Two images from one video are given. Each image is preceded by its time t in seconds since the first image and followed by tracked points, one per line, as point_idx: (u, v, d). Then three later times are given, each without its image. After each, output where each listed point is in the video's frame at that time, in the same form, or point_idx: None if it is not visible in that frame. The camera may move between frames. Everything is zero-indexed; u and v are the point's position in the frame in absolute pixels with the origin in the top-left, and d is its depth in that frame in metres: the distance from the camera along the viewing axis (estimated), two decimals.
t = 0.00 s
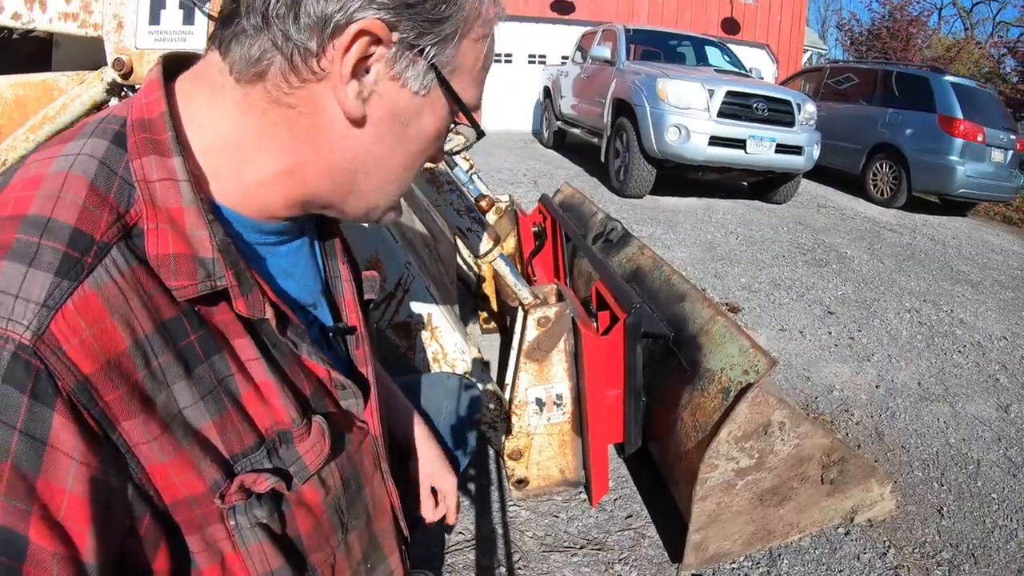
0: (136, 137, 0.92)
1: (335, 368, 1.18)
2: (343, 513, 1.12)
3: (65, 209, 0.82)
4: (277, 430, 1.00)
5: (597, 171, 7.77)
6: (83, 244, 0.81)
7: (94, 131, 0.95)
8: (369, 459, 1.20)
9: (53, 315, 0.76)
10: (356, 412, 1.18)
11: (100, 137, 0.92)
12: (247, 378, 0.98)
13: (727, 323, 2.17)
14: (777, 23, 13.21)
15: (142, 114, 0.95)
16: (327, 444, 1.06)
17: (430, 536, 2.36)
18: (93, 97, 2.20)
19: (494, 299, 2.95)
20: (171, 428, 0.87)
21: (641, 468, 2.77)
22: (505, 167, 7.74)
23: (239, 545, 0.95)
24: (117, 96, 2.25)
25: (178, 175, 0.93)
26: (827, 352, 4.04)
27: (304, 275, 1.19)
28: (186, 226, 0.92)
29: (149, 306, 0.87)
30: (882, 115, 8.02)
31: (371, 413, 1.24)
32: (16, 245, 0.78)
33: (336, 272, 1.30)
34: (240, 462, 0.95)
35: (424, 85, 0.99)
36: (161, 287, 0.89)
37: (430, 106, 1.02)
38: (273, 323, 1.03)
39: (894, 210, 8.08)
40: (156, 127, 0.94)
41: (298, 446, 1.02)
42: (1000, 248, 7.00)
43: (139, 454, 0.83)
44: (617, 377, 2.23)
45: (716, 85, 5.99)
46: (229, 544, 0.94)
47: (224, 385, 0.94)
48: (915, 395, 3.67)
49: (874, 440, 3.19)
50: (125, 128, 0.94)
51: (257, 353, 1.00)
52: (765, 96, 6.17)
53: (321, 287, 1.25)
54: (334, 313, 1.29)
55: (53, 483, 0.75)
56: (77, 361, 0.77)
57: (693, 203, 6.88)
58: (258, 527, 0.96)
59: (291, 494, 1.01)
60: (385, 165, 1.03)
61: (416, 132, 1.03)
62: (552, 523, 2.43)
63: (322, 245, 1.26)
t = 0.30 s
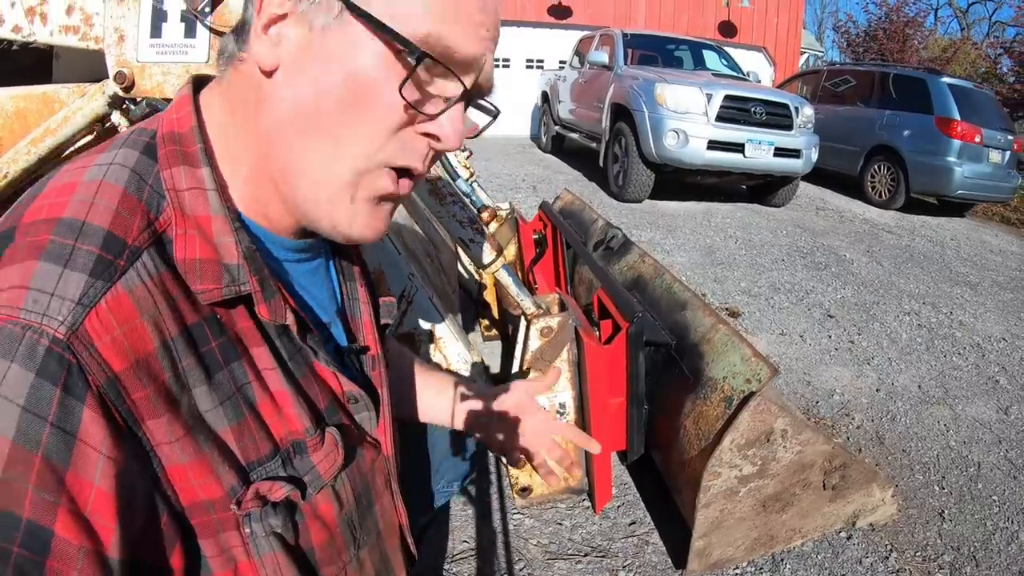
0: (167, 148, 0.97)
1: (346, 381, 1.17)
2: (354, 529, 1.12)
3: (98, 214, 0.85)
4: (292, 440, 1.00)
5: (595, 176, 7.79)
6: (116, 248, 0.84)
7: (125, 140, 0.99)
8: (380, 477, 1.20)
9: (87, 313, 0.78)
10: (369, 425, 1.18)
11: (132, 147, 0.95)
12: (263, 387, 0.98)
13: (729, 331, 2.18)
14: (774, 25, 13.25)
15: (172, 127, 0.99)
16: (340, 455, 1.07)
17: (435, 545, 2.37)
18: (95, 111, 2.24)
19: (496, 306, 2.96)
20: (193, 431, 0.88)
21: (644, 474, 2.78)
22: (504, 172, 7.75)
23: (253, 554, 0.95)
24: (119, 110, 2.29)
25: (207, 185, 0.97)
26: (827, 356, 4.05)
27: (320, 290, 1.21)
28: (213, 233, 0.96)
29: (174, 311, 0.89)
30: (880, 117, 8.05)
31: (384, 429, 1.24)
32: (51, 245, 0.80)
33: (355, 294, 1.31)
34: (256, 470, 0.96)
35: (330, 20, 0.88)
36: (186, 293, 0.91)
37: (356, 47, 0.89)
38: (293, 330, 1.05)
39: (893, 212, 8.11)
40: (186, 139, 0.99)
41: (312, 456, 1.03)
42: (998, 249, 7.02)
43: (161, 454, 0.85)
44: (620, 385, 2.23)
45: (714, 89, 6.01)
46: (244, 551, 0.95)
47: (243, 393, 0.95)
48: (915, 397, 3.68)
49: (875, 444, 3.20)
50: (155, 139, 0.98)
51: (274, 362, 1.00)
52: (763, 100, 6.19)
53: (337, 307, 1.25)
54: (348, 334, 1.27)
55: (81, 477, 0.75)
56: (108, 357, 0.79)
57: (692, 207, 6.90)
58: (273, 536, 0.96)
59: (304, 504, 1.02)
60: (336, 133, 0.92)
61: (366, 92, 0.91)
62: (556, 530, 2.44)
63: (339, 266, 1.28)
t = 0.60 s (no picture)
0: (197, 170, 1.00)
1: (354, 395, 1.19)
2: (360, 546, 1.14)
3: (133, 234, 0.88)
4: (302, 458, 1.03)
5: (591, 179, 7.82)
6: (150, 269, 0.87)
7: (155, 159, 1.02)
8: (388, 497, 1.22)
9: (123, 331, 0.81)
10: (378, 445, 1.21)
11: (163, 167, 0.98)
12: (279, 406, 1.01)
13: (724, 337, 2.21)
14: (768, 28, 13.29)
15: (202, 149, 1.03)
16: (348, 472, 1.10)
17: (434, 550, 2.38)
18: (94, 120, 2.25)
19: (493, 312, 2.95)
20: (216, 448, 0.90)
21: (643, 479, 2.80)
22: (501, 176, 7.77)
23: (264, 569, 0.97)
24: (119, 119, 2.30)
25: (234, 210, 1.00)
26: (823, 359, 4.08)
27: (336, 319, 1.22)
28: (238, 258, 0.99)
29: (202, 331, 0.92)
30: (874, 120, 8.09)
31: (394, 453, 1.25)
32: (86, 263, 0.83)
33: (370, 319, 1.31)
34: (269, 484, 0.98)
35: (295, 46, 0.96)
36: (212, 316, 0.94)
37: (315, 71, 0.94)
38: (309, 356, 1.07)
39: (888, 214, 8.15)
40: (216, 162, 1.03)
41: (321, 473, 1.05)
42: (992, 250, 7.06)
43: (185, 468, 0.87)
44: (618, 392, 2.25)
45: (710, 93, 6.04)
46: (256, 566, 0.96)
47: (261, 412, 0.98)
48: (911, 400, 3.71)
49: (871, 446, 3.23)
50: (185, 160, 1.02)
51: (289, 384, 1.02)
52: (759, 104, 6.20)
53: (352, 334, 1.26)
54: (362, 361, 1.28)
55: (111, 488, 0.79)
56: (142, 375, 0.82)
57: (688, 211, 6.93)
58: (283, 550, 0.98)
59: (313, 519, 1.05)
60: (300, 156, 0.96)
61: (328, 116, 0.95)
62: (554, 535, 2.46)
63: (352, 295, 1.28)
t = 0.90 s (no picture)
0: (192, 195, 1.06)
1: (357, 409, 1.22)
2: (360, 555, 1.15)
3: (132, 261, 0.91)
4: (303, 472, 1.05)
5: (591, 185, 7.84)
6: (150, 294, 0.90)
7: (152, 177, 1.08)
8: (389, 505, 1.23)
9: (123, 359, 0.83)
10: (381, 454, 1.24)
11: (159, 190, 1.03)
12: (279, 422, 1.04)
13: (719, 343, 2.22)
14: (768, 33, 13.33)
15: (193, 172, 1.09)
16: (348, 485, 1.11)
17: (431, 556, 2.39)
18: (94, 129, 2.26)
19: (491, 318, 2.97)
20: (218, 468, 0.92)
21: (640, 485, 2.80)
22: (500, 183, 7.79)
23: None
24: (118, 128, 2.31)
25: (230, 234, 1.05)
26: (821, 364, 4.09)
27: (338, 338, 1.26)
28: (237, 281, 1.04)
29: (202, 354, 0.95)
30: (873, 125, 8.11)
31: (394, 462, 1.26)
32: (87, 288, 0.86)
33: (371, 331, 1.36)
34: (269, 498, 1.00)
35: (241, 93, 0.98)
36: (211, 340, 0.98)
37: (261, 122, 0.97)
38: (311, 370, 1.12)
39: (887, 218, 8.16)
40: (209, 186, 1.08)
41: (322, 486, 1.07)
42: (992, 253, 7.07)
43: (186, 488, 0.89)
44: (613, 397, 2.28)
45: (708, 99, 6.06)
46: None
47: (261, 429, 1.01)
48: (909, 404, 3.71)
49: (869, 451, 3.23)
50: (180, 181, 1.07)
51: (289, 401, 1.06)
52: (757, 109, 6.24)
53: (354, 350, 1.30)
54: (363, 375, 1.31)
55: (111, 509, 0.80)
56: (142, 402, 0.84)
57: (688, 217, 6.95)
58: (284, 561, 0.99)
59: (313, 530, 1.06)
60: (272, 196, 1.00)
61: (288, 164, 0.98)
62: (551, 540, 2.47)
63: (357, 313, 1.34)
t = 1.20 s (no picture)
0: (206, 195, 1.10)
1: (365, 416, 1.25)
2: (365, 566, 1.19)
3: (139, 264, 0.96)
4: (311, 482, 1.10)
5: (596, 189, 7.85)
6: (156, 301, 0.95)
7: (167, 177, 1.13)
8: (393, 512, 1.27)
9: (126, 366, 0.88)
10: (389, 463, 1.27)
11: (172, 190, 1.08)
12: (288, 431, 1.09)
13: (724, 344, 2.23)
14: (774, 37, 13.33)
15: (209, 171, 1.14)
16: (356, 496, 1.16)
17: (435, 558, 2.39)
18: (102, 128, 2.27)
19: (497, 320, 2.98)
20: (223, 478, 0.98)
21: (645, 487, 2.80)
22: (505, 186, 7.80)
23: None
24: (125, 127, 2.31)
25: (242, 237, 1.10)
26: (827, 367, 4.08)
27: (350, 340, 1.30)
28: (248, 287, 1.08)
29: (209, 361, 1.00)
30: (879, 128, 8.09)
31: (402, 470, 1.30)
32: (93, 293, 0.91)
33: (388, 338, 1.39)
34: (276, 509, 1.05)
35: (275, 90, 1.02)
36: (220, 345, 1.03)
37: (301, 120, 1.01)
38: (323, 379, 1.15)
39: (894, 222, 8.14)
40: (223, 187, 1.12)
41: (330, 496, 1.13)
42: (999, 257, 7.04)
43: (191, 499, 0.94)
44: (619, 399, 2.26)
45: (713, 102, 6.07)
46: None
47: (269, 438, 1.06)
48: (914, 407, 3.70)
49: (874, 454, 3.22)
50: (194, 181, 1.12)
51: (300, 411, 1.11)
52: (763, 113, 6.25)
53: (368, 356, 1.33)
54: (377, 381, 1.34)
55: (113, 520, 0.86)
56: (147, 411, 0.89)
57: (693, 221, 6.96)
58: (287, 572, 1.04)
59: (318, 541, 1.11)
60: (305, 199, 1.04)
61: (327, 167, 1.02)
62: (555, 542, 2.46)
63: (371, 313, 1.37)
